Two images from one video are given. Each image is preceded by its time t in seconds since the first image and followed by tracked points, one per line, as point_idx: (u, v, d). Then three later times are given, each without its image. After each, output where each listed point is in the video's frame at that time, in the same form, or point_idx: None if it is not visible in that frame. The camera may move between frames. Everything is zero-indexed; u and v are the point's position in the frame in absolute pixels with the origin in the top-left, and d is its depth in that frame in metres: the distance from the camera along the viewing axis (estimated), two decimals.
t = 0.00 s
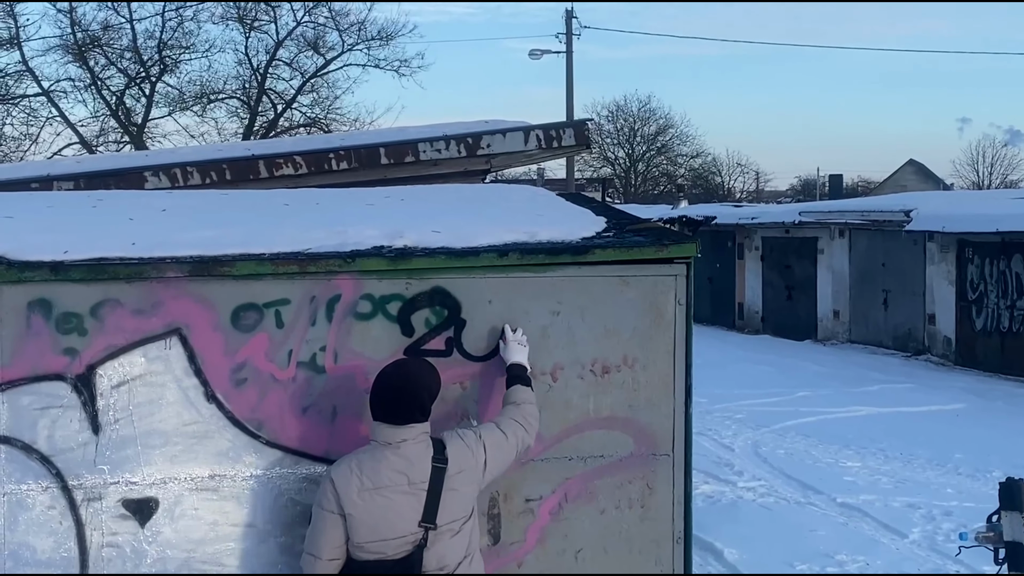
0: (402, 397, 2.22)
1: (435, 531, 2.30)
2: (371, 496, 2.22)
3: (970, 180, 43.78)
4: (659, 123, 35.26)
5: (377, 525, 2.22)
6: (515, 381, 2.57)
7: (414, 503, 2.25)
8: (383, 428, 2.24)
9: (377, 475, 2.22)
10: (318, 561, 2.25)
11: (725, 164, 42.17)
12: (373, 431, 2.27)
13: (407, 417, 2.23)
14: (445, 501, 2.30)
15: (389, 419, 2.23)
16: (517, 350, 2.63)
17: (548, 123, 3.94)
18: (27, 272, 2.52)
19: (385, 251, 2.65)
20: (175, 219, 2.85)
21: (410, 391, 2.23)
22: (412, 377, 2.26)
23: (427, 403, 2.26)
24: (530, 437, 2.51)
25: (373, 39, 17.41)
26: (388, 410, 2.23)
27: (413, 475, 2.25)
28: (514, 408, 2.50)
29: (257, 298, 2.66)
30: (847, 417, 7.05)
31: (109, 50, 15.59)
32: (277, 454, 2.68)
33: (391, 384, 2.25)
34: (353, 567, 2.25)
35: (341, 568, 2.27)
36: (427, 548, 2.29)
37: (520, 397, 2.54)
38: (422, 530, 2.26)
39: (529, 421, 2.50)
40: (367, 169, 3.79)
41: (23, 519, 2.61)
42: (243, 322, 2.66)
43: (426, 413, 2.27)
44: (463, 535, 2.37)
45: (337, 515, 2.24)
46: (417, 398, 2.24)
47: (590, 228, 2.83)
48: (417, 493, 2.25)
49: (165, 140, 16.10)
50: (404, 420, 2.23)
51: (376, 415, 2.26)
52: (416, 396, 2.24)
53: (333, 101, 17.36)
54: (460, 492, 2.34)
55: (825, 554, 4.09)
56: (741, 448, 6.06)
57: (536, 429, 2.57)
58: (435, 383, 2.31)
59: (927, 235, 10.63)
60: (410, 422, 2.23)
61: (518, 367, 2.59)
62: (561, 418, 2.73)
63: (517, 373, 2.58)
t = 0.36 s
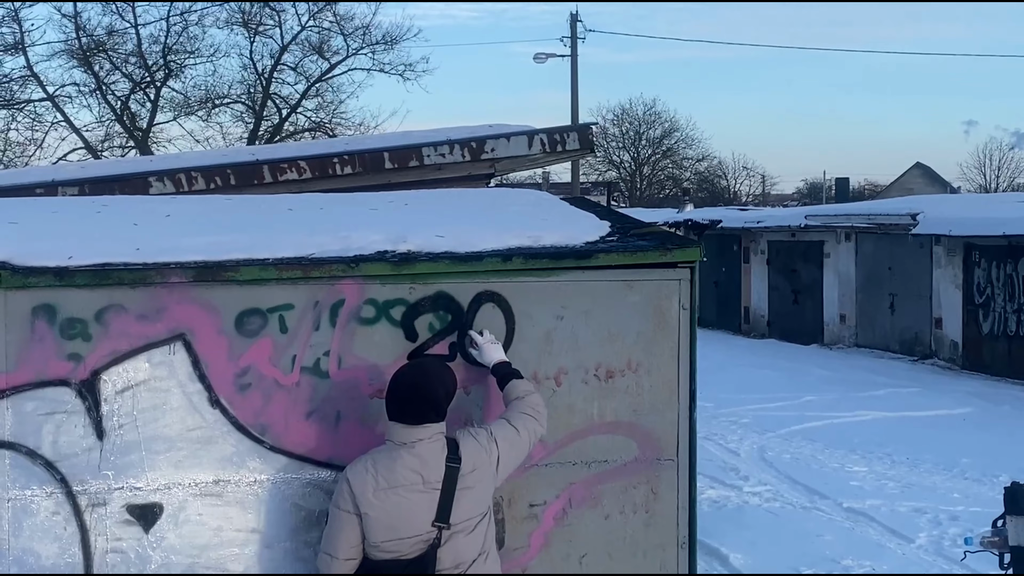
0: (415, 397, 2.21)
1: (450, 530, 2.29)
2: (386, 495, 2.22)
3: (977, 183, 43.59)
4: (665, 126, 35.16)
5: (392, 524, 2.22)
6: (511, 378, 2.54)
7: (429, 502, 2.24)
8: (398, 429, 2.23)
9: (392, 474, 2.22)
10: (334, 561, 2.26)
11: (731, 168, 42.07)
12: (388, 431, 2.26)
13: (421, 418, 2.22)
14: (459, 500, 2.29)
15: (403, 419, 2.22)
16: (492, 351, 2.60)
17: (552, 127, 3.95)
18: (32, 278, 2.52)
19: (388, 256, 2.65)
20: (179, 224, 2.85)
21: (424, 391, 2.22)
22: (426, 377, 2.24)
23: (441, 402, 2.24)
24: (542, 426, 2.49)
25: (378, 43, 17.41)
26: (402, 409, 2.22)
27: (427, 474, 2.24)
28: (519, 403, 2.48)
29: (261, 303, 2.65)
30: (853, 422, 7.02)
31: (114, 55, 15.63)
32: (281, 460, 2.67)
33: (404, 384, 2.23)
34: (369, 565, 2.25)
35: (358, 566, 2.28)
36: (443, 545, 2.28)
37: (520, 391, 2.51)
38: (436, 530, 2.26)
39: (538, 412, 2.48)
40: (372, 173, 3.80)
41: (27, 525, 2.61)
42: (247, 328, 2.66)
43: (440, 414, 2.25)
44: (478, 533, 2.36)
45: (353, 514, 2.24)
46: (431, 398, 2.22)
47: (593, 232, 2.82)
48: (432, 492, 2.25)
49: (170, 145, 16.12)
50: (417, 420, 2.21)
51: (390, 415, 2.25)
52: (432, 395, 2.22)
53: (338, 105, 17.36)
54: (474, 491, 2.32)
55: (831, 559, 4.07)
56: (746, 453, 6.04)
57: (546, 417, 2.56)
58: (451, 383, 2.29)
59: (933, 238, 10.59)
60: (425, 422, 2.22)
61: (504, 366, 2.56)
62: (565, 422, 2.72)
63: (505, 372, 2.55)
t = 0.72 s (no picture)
0: (435, 400, 2.21)
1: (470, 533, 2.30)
2: (406, 500, 2.22)
3: (981, 186, 43.50)
4: (668, 130, 35.14)
5: (413, 528, 2.22)
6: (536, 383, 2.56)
7: (448, 506, 2.25)
8: (418, 433, 2.24)
9: (413, 478, 2.22)
10: (354, 564, 2.26)
11: (734, 171, 42.04)
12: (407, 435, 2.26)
13: (443, 421, 2.22)
14: (479, 504, 2.30)
15: (423, 422, 2.22)
16: (529, 351, 2.62)
17: (555, 131, 3.94)
18: (36, 283, 2.53)
19: (391, 260, 2.65)
20: (182, 230, 2.86)
21: (444, 394, 2.22)
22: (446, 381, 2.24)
23: (460, 406, 2.24)
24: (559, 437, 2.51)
25: (381, 48, 17.42)
26: (422, 413, 2.22)
27: (447, 478, 2.25)
28: (538, 412, 2.50)
29: (265, 308, 2.66)
30: (857, 425, 7.01)
31: (117, 61, 15.66)
32: (285, 464, 2.68)
33: (424, 387, 2.24)
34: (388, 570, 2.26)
35: (377, 571, 2.28)
36: (462, 550, 2.29)
37: (542, 398, 2.53)
38: (456, 534, 2.26)
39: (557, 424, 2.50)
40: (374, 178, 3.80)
41: (31, 530, 2.61)
42: (250, 332, 2.66)
43: (459, 418, 2.25)
44: (497, 538, 2.38)
45: (372, 518, 2.25)
46: (451, 402, 2.22)
47: (596, 236, 2.82)
48: (452, 497, 2.25)
49: (173, 150, 16.14)
50: (436, 424, 2.22)
51: (411, 419, 2.25)
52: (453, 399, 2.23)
53: (341, 110, 17.37)
54: (494, 496, 2.34)
55: (836, 563, 4.06)
56: (749, 456, 6.04)
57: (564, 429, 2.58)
58: (469, 388, 2.30)
59: (936, 241, 10.58)
60: (444, 427, 2.22)
61: (533, 367, 2.58)
62: (569, 426, 2.72)
63: (534, 375, 2.57)
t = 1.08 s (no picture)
0: (455, 403, 2.23)
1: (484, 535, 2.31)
2: (425, 501, 2.22)
3: (982, 190, 43.44)
4: (668, 135, 35.16)
5: (432, 529, 2.23)
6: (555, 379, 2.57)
7: (466, 507, 2.26)
8: (436, 435, 2.24)
9: (432, 480, 2.23)
10: (370, 566, 2.24)
11: (734, 176, 42.08)
12: (424, 438, 2.27)
13: (462, 423, 2.24)
14: (494, 506, 2.32)
15: (441, 424, 2.23)
16: (556, 342, 2.63)
17: (556, 135, 3.92)
18: (36, 288, 2.53)
19: (391, 264, 2.65)
20: (181, 234, 2.86)
21: (463, 397, 2.23)
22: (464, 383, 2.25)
23: (478, 409, 2.26)
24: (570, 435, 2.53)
25: (382, 53, 17.43)
26: (442, 416, 2.22)
27: (465, 480, 2.26)
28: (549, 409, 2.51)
29: (265, 312, 2.66)
30: (858, 429, 7.00)
31: (117, 66, 15.67)
32: (285, 468, 2.68)
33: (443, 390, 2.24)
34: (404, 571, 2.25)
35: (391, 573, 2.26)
36: (477, 551, 2.30)
37: (556, 394, 2.54)
38: (472, 535, 2.28)
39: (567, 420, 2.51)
40: (374, 182, 3.79)
41: (32, 534, 2.61)
42: (250, 337, 2.66)
43: (477, 421, 2.26)
44: (511, 538, 2.40)
45: (390, 520, 2.23)
46: (470, 404, 2.24)
47: (597, 240, 2.82)
48: (469, 498, 2.27)
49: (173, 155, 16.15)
50: (455, 426, 2.23)
51: (428, 422, 2.25)
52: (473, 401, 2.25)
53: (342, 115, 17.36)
54: (509, 497, 2.35)
55: (836, 566, 4.05)
56: (750, 461, 6.03)
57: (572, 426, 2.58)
58: (486, 390, 2.31)
59: (937, 245, 10.57)
60: (464, 429, 2.23)
61: (557, 360, 2.60)
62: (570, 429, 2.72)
63: (556, 368, 2.59)
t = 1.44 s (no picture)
0: (468, 413, 2.23)
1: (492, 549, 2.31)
2: (432, 510, 2.24)
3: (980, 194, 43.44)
4: (665, 138, 35.16)
5: (438, 539, 2.24)
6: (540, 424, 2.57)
7: (473, 518, 2.27)
8: (446, 443, 2.25)
9: (440, 488, 2.24)
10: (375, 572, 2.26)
11: (732, 180, 42.11)
12: (436, 445, 2.28)
13: (475, 433, 2.24)
14: (503, 520, 2.31)
15: (452, 433, 2.24)
16: (525, 394, 2.63)
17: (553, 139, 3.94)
18: (33, 293, 2.53)
19: (388, 268, 2.65)
20: (178, 239, 2.86)
21: (477, 406, 2.24)
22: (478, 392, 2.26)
23: (491, 420, 2.26)
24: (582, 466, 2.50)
25: (379, 57, 17.44)
26: (452, 424, 2.24)
27: (474, 491, 2.26)
28: (561, 442, 2.48)
29: (263, 317, 2.66)
30: (856, 433, 7.00)
31: (115, 70, 15.68)
32: (283, 473, 2.67)
33: (457, 398, 2.25)
34: None
35: None
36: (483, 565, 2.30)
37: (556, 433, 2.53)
38: (479, 547, 2.28)
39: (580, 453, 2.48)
40: (372, 186, 3.82)
41: (29, 539, 2.61)
42: (247, 341, 2.66)
43: (489, 431, 2.27)
44: (520, 555, 2.38)
45: (397, 527, 2.25)
46: (482, 415, 2.24)
47: (593, 244, 2.82)
48: (477, 509, 2.27)
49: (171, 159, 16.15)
50: (467, 436, 2.24)
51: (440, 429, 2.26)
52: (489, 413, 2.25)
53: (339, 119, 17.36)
54: (519, 511, 2.35)
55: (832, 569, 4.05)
56: (748, 464, 6.03)
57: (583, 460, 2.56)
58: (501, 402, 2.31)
59: (934, 249, 10.57)
60: (474, 440, 2.24)
61: (535, 411, 2.59)
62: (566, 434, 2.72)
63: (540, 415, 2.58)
